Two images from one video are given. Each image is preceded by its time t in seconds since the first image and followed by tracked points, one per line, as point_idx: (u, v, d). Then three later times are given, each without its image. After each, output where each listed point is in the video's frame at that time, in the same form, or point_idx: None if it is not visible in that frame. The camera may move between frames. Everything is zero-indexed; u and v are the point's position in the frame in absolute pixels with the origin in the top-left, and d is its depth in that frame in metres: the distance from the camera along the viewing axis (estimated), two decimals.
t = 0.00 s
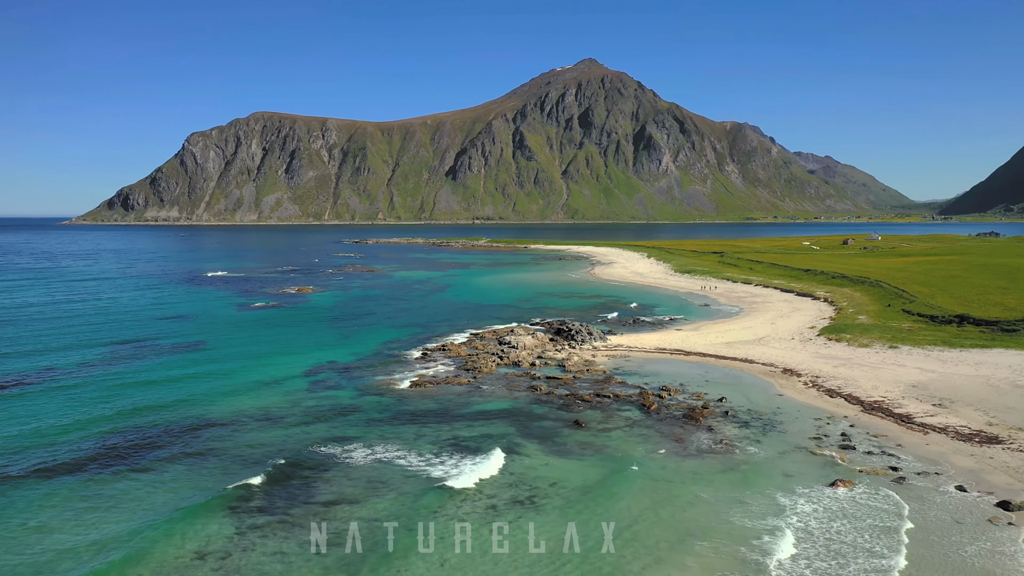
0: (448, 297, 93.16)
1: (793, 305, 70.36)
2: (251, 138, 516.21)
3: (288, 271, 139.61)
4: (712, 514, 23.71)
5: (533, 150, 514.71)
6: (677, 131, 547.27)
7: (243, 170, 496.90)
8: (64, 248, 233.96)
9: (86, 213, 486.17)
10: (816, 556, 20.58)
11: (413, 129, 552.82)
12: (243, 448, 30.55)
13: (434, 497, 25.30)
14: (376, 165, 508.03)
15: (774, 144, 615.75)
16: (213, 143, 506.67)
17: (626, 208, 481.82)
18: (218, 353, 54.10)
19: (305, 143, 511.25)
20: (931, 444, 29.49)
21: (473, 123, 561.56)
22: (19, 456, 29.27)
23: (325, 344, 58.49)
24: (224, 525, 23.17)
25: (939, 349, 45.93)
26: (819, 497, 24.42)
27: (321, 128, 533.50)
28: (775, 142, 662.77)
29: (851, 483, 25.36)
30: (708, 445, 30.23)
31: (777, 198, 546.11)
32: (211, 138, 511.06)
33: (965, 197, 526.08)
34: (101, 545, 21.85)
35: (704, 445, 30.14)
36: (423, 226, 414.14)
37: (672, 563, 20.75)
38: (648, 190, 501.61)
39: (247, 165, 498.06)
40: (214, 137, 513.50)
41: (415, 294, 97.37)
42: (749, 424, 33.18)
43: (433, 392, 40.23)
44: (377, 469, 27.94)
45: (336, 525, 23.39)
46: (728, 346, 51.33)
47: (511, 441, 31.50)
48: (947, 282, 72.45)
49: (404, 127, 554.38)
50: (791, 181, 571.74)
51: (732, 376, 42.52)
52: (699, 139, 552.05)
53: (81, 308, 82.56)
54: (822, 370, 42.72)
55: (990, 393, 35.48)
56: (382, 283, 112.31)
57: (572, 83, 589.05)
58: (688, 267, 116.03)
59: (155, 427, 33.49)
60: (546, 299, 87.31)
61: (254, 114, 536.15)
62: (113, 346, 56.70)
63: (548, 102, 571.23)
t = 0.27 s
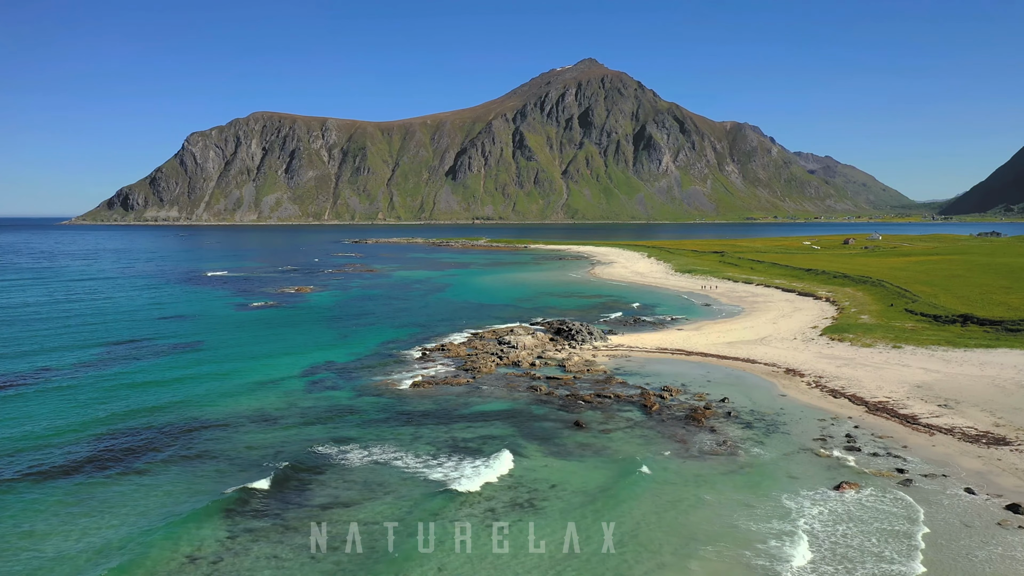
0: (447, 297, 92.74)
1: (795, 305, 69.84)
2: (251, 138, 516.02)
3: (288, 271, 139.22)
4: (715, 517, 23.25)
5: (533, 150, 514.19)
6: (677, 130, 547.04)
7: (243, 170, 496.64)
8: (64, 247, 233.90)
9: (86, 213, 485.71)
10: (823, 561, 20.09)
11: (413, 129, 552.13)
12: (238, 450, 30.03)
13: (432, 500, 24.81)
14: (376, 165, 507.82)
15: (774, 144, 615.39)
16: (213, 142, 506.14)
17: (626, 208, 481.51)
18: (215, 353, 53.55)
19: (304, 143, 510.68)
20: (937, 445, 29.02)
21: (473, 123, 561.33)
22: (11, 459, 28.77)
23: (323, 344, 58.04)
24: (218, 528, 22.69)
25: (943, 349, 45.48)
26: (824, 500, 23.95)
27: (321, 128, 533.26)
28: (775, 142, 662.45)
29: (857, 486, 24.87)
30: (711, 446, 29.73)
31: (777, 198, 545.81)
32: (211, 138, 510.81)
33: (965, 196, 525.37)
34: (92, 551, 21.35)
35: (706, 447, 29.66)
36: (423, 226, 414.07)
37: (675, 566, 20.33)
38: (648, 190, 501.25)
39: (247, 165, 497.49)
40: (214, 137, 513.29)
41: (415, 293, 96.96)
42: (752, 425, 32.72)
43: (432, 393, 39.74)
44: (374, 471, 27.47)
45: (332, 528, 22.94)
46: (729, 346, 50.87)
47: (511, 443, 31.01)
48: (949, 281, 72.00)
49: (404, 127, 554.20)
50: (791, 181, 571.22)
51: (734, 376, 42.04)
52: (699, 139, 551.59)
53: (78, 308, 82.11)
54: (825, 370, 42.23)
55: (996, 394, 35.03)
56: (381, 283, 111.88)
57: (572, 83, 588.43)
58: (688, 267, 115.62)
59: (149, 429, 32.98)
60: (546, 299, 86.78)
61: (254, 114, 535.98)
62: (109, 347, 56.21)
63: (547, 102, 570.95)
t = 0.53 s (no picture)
0: (447, 296, 92.19)
1: (797, 304, 69.24)
2: (251, 138, 515.68)
3: (287, 271, 138.66)
4: (719, 521, 22.72)
5: (533, 150, 513.61)
6: (677, 130, 546.61)
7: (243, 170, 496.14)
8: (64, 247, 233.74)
9: (85, 213, 485.31)
10: (831, 565, 19.54)
11: (413, 129, 551.51)
12: (232, 453, 29.46)
13: (429, 503, 24.26)
14: (376, 165, 507.38)
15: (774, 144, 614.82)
16: (213, 143, 505.83)
17: (626, 208, 480.99)
18: (211, 354, 52.99)
19: (304, 143, 510.11)
20: (944, 447, 28.46)
21: (473, 123, 560.90)
22: None
23: (321, 345, 57.50)
24: (209, 533, 22.15)
25: (948, 349, 44.89)
26: (831, 503, 23.39)
27: (321, 128, 532.83)
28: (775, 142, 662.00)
29: (864, 489, 24.32)
30: (714, 448, 29.17)
31: (777, 198, 545.21)
32: (211, 138, 510.49)
33: (965, 196, 524.81)
34: (80, 558, 20.76)
35: (709, 448, 29.12)
36: (422, 226, 413.61)
37: (677, 570, 19.85)
38: (648, 190, 500.80)
39: (246, 165, 496.87)
40: (214, 137, 512.98)
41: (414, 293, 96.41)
42: (755, 426, 32.20)
43: (430, 394, 39.20)
44: (370, 473, 26.91)
45: (326, 532, 22.43)
46: (731, 346, 50.32)
47: (510, 445, 30.44)
48: (952, 281, 71.42)
49: (404, 127, 553.80)
50: (791, 181, 570.45)
51: (736, 377, 41.49)
52: (699, 139, 550.45)
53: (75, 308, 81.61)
54: (829, 370, 41.66)
55: (1003, 394, 34.46)
56: (381, 283, 111.34)
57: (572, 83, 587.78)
58: (689, 266, 115.11)
59: (141, 432, 32.42)
60: (546, 299, 86.21)
61: (254, 114, 535.62)
62: (105, 348, 55.66)
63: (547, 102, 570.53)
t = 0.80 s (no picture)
0: (446, 296, 91.60)
1: (799, 304, 68.54)
2: (251, 138, 515.11)
3: (286, 270, 138.12)
4: (724, 524, 22.07)
5: (532, 150, 512.87)
6: (677, 130, 545.99)
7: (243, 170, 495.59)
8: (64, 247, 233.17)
9: (85, 213, 484.40)
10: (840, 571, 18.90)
11: (412, 128, 550.60)
12: (224, 456, 28.80)
13: (425, 507, 23.61)
14: (376, 165, 506.77)
15: (774, 144, 614.10)
16: (213, 142, 505.28)
17: (626, 208, 480.34)
18: (206, 354, 52.31)
19: (304, 143, 509.28)
20: (953, 448, 27.80)
21: (473, 123, 560.34)
22: None
23: (319, 345, 56.88)
24: (199, 537, 21.52)
25: (953, 349, 44.23)
26: (839, 506, 22.74)
27: (320, 128, 532.08)
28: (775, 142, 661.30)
29: (873, 491, 23.65)
30: (718, 449, 28.49)
31: (777, 198, 544.43)
32: (211, 138, 509.91)
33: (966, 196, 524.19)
34: (65, 565, 20.09)
35: (712, 450, 28.45)
36: (422, 227, 413.22)
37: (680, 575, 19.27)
38: (648, 190, 500.07)
39: (246, 165, 496.01)
40: (214, 137, 512.34)
41: (413, 292, 95.84)
42: (759, 426, 31.53)
43: (428, 394, 38.52)
44: (365, 475, 26.26)
45: (319, 536, 21.81)
46: (733, 345, 49.69)
47: (510, 446, 29.78)
48: (956, 280, 70.79)
49: (404, 127, 553.21)
50: (791, 181, 569.83)
51: (739, 377, 40.82)
52: (699, 139, 549.95)
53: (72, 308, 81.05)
54: (833, 370, 41.00)
55: (1012, 395, 33.80)
56: (380, 282, 110.76)
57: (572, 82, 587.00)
58: (690, 266, 114.56)
59: (132, 435, 31.73)
60: (546, 298, 85.52)
61: (253, 114, 535.00)
62: (99, 348, 54.98)
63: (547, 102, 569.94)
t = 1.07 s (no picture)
0: (446, 295, 91.13)
1: (801, 303, 68.07)
2: (251, 138, 514.87)
3: (285, 270, 137.72)
4: (729, 527, 21.59)
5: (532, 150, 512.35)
6: (677, 130, 545.63)
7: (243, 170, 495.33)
8: (64, 246, 232.83)
9: (84, 213, 483.80)
10: None
11: (412, 128, 550.09)
12: (218, 458, 28.31)
13: (422, 510, 23.11)
14: (376, 165, 506.44)
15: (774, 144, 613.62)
16: (212, 142, 505.10)
17: (626, 208, 479.87)
18: (203, 355, 51.83)
19: (303, 142, 508.68)
20: (961, 449, 27.28)
21: (473, 122, 560.08)
22: None
23: (318, 344, 56.48)
24: (191, 541, 21.02)
25: (958, 348, 43.75)
26: (846, 509, 22.25)
27: (320, 128, 531.69)
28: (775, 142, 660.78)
29: (880, 493, 23.17)
30: (721, 451, 27.97)
31: (777, 198, 543.92)
32: (211, 138, 509.70)
33: (966, 196, 523.60)
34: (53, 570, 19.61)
35: (715, 451, 27.97)
36: (422, 227, 412.81)
37: None
38: (648, 190, 499.68)
39: (246, 165, 495.51)
40: (214, 136, 512.12)
41: (413, 292, 95.38)
42: (763, 427, 31.02)
43: (426, 394, 37.99)
44: (361, 477, 25.77)
45: (313, 539, 21.33)
46: (735, 345, 49.25)
47: (510, 447, 29.28)
48: (959, 279, 70.28)
49: (404, 126, 552.91)
50: (791, 181, 569.43)
51: (742, 377, 40.30)
52: (699, 139, 549.81)
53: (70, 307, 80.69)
54: (837, 370, 40.49)
55: (1019, 395, 33.27)
56: (379, 281, 110.39)
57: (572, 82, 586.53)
58: (690, 265, 114.15)
59: (126, 436, 31.28)
60: (546, 298, 85.02)
61: (253, 113, 534.90)
62: (96, 348, 54.54)
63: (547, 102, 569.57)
